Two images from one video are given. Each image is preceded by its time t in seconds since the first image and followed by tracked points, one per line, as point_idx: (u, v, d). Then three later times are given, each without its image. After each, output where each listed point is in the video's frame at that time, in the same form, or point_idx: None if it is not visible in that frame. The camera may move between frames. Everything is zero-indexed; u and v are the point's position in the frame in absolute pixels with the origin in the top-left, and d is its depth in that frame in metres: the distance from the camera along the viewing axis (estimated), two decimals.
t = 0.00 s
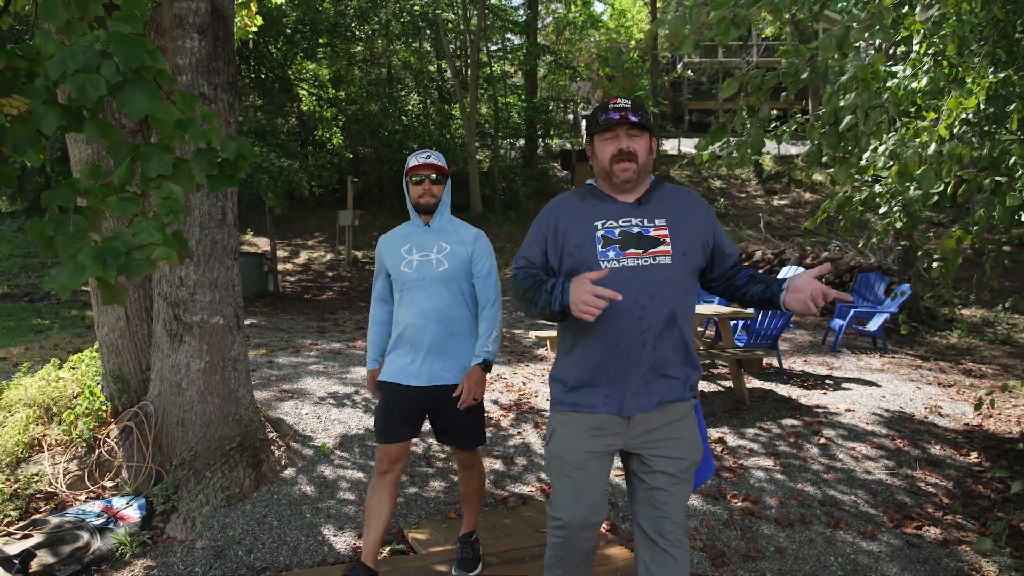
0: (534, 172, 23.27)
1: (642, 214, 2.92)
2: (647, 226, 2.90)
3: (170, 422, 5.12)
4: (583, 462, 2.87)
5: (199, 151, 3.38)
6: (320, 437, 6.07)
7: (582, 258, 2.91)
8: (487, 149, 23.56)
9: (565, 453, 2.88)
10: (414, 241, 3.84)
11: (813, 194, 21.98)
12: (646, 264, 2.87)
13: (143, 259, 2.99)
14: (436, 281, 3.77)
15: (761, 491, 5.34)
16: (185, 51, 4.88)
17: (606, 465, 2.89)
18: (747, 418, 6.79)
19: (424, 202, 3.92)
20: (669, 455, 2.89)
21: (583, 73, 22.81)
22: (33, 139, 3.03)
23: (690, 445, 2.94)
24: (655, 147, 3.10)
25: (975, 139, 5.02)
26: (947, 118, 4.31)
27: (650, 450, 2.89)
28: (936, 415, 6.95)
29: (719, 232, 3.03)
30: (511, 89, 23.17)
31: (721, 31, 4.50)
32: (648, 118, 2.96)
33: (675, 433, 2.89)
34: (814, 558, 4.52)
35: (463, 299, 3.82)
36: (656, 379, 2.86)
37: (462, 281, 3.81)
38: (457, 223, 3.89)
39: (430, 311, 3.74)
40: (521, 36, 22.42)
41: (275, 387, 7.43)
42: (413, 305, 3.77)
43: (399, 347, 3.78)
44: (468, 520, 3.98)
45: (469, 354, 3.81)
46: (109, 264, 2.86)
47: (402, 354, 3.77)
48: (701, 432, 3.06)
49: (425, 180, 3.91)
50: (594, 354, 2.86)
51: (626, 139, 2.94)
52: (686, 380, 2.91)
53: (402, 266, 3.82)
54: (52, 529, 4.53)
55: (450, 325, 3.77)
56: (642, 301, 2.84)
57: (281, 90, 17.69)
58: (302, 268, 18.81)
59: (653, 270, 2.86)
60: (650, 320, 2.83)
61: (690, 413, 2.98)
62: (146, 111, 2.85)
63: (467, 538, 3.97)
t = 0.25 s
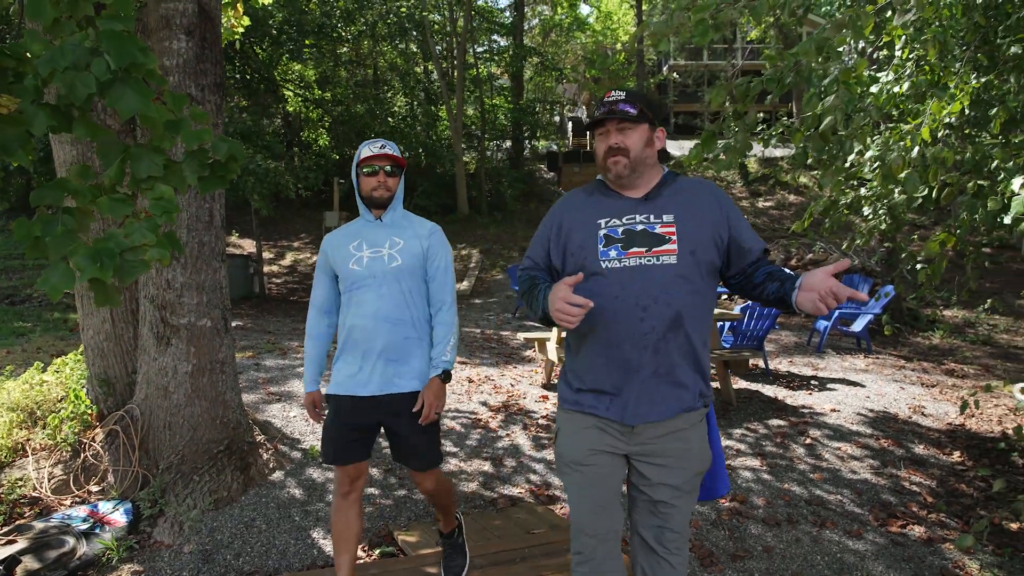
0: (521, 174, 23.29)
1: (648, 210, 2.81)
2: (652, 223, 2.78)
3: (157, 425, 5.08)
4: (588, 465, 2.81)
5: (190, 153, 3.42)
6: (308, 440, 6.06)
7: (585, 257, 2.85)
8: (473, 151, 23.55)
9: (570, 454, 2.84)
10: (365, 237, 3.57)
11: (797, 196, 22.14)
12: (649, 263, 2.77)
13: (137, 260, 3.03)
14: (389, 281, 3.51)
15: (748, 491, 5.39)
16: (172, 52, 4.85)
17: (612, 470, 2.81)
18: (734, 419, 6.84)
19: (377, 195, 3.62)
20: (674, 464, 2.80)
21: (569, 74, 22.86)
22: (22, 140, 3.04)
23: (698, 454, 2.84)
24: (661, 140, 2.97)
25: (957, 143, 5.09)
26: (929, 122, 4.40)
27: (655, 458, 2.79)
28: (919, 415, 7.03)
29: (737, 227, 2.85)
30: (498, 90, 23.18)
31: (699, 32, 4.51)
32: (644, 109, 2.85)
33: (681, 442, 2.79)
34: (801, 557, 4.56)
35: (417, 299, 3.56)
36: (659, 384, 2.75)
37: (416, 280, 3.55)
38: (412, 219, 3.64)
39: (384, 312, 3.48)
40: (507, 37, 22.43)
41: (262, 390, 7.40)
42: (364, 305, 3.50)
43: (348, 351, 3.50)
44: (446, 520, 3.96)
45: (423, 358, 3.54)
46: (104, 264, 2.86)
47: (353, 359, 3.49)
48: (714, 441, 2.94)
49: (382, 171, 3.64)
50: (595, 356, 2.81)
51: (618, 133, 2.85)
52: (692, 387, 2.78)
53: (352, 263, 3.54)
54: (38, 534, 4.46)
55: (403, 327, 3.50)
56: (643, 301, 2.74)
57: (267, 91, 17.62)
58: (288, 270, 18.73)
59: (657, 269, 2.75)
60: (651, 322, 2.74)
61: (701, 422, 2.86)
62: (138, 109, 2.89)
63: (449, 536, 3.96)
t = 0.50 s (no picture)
0: (511, 173, 23.29)
1: (635, 207, 2.72)
2: (639, 219, 2.68)
3: (151, 427, 5.06)
4: (594, 479, 2.70)
5: (184, 151, 3.53)
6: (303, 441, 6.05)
7: (574, 259, 2.77)
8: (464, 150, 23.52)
9: (574, 468, 2.74)
10: (340, 229, 3.23)
11: (787, 195, 22.24)
12: (637, 260, 2.64)
13: (132, 259, 3.14)
14: (364, 277, 3.15)
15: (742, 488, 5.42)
16: (165, 52, 4.82)
17: (618, 484, 2.69)
18: (727, 417, 6.88)
19: (359, 184, 3.28)
20: (678, 475, 2.64)
21: (559, 73, 22.87)
22: (16, 140, 3.14)
23: (705, 464, 2.67)
24: (649, 134, 2.85)
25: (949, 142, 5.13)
26: (920, 121, 4.44)
27: (658, 469, 2.63)
28: (910, 411, 7.08)
29: (729, 217, 2.67)
30: (488, 89, 23.16)
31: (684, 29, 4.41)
32: (620, 105, 2.78)
33: (684, 452, 2.63)
34: (795, 553, 4.60)
35: (394, 299, 3.21)
36: (651, 388, 2.61)
37: (394, 278, 3.21)
38: (391, 214, 3.32)
39: (356, 312, 3.13)
40: (497, 36, 22.41)
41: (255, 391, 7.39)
42: (336, 304, 3.14)
43: (314, 354, 3.13)
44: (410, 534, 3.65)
45: (396, 365, 3.16)
46: (101, 262, 2.97)
47: (320, 363, 3.12)
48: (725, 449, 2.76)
49: (371, 160, 3.32)
50: (586, 359, 2.70)
51: (595, 131, 2.80)
52: (690, 392, 2.62)
53: (323, 256, 3.18)
54: (32, 537, 4.44)
55: (377, 329, 3.14)
56: (630, 301, 2.63)
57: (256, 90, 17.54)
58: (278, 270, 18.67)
59: (644, 267, 2.63)
60: (639, 323, 2.61)
61: (706, 430, 2.69)
62: (131, 108, 3.01)
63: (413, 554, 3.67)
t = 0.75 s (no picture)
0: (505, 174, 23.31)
1: (623, 211, 2.69)
2: (626, 224, 2.66)
3: (150, 430, 5.04)
4: (595, 486, 2.65)
5: (184, 154, 3.48)
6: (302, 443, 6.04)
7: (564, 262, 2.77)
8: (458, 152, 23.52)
9: (575, 474, 2.70)
10: (337, 237, 2.94)
11: (780, 196, 22.32)
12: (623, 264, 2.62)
13: (130, 261, 3.17)
14: (362, 293, 2.88)
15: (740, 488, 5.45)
16: (162, 54, 4.81)
17: (621, 490, 2.64)
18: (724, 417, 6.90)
19: (361, 190, 3.01)
20: (683, 484, 2.51)
21: (552, 75, 22.91)
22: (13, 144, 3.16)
23: (717, 474, 2.51)
24: (639, 132, 2.73)
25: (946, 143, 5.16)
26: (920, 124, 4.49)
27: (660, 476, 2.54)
28: (906, 411, 7.13)
29: (702, 212, 2.55)
30: (482, 91, 23.17)
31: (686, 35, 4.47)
32: (604, 106, 2.68)
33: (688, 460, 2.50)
34: (794, 553, 4.62)
35: (394, 317, 2.94)
36: (642, 395, 2.53)
37: (395, 295, 2.94)
38: (393, 224, 3.03)
39: (353, 330, 2.86)
40: (491, 38, 22.43)
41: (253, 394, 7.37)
42: (331, 320, 2.87)
43: (305, 373, 2.87)
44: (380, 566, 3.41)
45: (394, 391, 2.89)
46: (97, 265, 3.00)
47: (310, 382, 2.86)
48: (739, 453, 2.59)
49: (376, 163, 3.07)
50: (577, 365, 2.65)
51: (581, 134, 2.72)
52: (680, 401, 2.51)
53: (319, 267, 2.90)
54: (30, 542, 4.42)
55: (374, 351, 2.88)
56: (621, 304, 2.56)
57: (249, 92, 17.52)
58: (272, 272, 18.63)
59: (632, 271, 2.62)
60: (626, 327, 2.55)
61: (710, 433, 2.55)
62: (128, 111, 3.00)
63: None
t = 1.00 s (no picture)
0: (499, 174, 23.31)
1: (625, 209, 2.61)
2: (627, 223, 2.58)
3: (148, 432, 5.02)
4: (599, 486, 2.59)
5: (180, 154, 3.49)
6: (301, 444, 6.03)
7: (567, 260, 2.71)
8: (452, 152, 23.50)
9: (580, 473, 2.64)
10: (341, 224, 2.65)
11: (774, 195, 22.39)
12: (624, 264, 2.57)
13: (126, 263, 3.14)
14: (368, 285, 2.56)
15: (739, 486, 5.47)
16: (159, 56, 4.79)
17: (625, 491, 2.57)
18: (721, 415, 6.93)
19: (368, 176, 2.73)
20: (688, 486, 2.45)
21: (546, 75, 22.92)
22: (11, 147, 3.17)
23: (721, 476, 2.45)
24: (644, 128, 2.60)
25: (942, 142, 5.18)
26: (924, 123, 4.51)
27: (665, 478, 2.48)
28: (902, 408, 7.17)
29: (699, 212, 2.45)
30: (476, 91, 23.15)
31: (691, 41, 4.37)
32: (606, 101, 2.57)
33: (693, 462, 2.44)
34: (793, 549, 4.64)
35: (405, 312, 2.62)
36: (643, 397, 2.47)
37: (405, 287, 2.62)
38: (405, 211, 2.74)
39: (357, 326, 2.55)
40: (484, 38, 22.42)
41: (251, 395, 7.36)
42: (332, 314, 2.55)
43: (302, 375, 2.56)
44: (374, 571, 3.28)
45: (403, 393, 2.57)
46: (93, 266, 3.01)
47: (308, 386, 2.54)
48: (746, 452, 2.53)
49: (386, 145, 2.78)
50: (581, 363, 2.60)
51: (584, 131, 2.62)
52: (682, 402, 2.43)
53: (320, 257, 2.60)
54: (30, 545, 4.40)
55: (381, 350, 2.57)
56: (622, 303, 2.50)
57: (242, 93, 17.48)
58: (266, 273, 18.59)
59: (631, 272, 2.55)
60: (626, 328, 2.49)
61: (716, 434, 2.48)
62: (124, 111, 2.98)
63: None
